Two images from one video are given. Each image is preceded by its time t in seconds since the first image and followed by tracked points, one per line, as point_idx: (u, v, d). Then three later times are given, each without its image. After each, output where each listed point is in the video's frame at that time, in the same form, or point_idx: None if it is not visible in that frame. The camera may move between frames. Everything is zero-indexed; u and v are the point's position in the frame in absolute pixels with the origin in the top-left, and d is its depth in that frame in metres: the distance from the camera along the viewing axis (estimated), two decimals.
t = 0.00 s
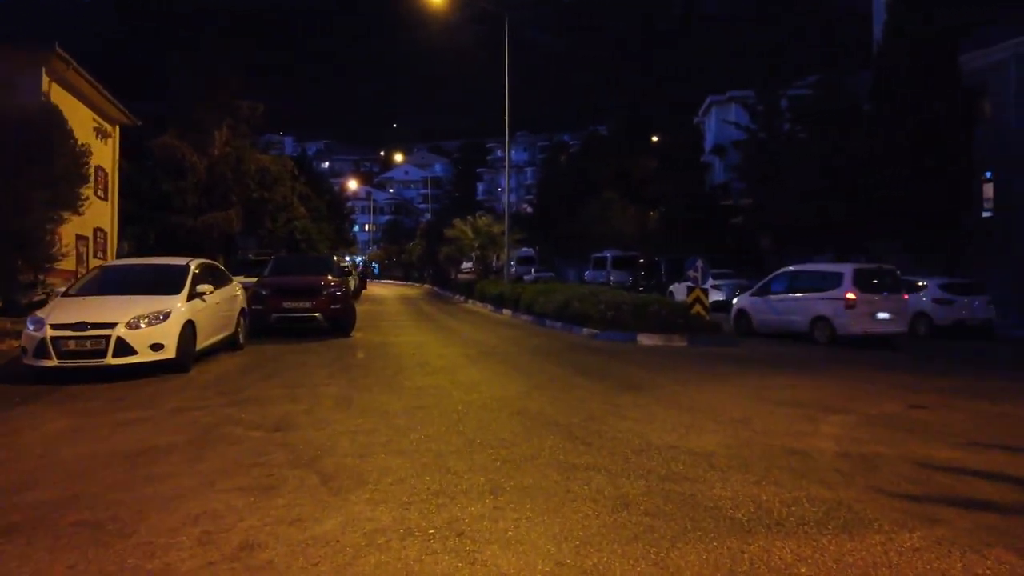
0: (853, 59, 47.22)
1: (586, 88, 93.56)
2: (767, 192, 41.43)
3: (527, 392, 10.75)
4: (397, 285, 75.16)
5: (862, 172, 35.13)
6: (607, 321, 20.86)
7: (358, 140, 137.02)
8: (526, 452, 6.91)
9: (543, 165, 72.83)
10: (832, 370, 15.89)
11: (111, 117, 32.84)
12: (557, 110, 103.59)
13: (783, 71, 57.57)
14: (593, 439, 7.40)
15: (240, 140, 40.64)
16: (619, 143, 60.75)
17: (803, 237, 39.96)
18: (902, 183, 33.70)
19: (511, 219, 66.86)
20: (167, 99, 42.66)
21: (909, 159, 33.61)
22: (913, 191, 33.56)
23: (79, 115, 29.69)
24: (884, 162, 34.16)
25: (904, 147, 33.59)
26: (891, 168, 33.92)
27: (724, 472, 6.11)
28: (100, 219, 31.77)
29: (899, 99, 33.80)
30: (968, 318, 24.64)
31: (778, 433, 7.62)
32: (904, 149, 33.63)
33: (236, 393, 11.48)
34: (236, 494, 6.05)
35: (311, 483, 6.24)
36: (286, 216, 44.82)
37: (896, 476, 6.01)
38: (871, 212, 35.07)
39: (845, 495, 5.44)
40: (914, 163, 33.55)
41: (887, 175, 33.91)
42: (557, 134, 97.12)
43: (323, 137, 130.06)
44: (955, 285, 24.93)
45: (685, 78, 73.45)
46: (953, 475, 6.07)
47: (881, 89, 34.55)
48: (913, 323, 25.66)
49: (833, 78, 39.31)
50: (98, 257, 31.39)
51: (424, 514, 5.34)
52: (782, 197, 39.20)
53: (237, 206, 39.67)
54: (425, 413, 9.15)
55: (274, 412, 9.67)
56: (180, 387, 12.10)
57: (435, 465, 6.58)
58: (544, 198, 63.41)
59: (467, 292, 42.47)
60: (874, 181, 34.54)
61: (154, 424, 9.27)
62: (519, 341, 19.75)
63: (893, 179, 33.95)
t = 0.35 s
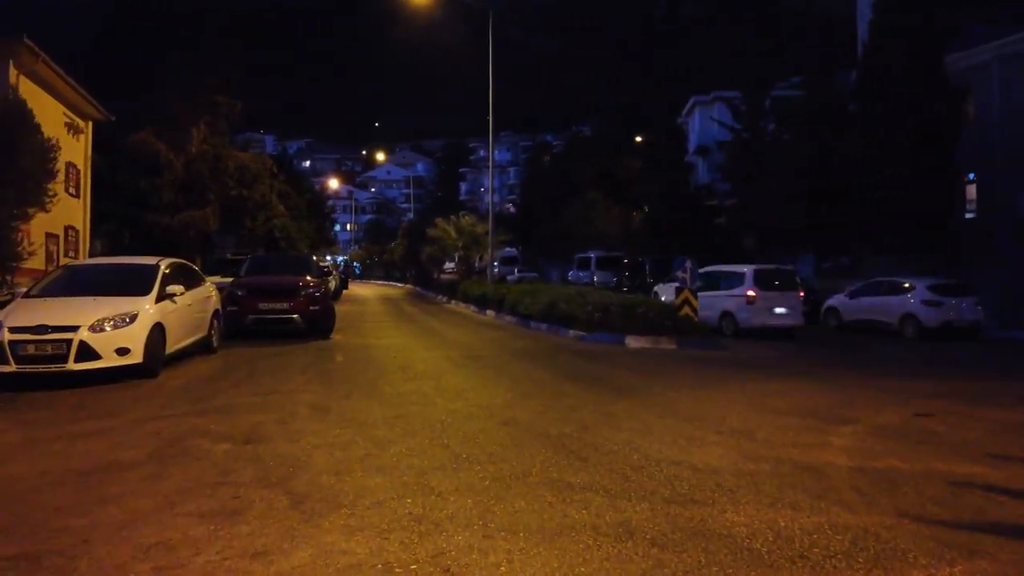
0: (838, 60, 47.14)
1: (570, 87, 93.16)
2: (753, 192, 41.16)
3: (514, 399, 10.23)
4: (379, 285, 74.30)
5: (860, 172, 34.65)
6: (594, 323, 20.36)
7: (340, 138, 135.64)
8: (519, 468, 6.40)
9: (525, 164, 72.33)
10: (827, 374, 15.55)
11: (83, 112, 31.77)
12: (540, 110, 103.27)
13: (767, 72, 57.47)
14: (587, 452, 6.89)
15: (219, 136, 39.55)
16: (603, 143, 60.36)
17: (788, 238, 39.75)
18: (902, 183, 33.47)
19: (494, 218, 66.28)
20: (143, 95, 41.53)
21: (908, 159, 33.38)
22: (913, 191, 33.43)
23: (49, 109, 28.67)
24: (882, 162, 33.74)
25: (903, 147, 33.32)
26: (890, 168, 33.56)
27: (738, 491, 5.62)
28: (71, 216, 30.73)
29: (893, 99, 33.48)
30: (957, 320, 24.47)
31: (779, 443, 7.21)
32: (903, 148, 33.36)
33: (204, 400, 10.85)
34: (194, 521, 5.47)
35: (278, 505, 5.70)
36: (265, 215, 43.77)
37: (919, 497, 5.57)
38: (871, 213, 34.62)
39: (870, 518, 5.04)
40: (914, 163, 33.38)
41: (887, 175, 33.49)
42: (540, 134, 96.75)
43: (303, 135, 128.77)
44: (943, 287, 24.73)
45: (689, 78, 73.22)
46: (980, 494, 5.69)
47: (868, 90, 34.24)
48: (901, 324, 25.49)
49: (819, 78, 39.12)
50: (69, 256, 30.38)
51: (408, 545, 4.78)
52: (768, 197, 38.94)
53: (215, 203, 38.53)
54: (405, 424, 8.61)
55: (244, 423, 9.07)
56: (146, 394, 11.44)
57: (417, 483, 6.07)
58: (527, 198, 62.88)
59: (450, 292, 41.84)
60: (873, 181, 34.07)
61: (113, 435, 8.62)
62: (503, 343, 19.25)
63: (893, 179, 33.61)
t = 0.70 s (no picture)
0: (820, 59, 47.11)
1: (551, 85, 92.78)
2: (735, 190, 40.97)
3: (496, 401, 9.74)
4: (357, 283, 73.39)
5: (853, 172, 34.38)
6: (578, 322, 19.89)
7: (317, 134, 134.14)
8: (510, 478, 5.90)
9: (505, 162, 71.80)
10: (819, 374, 15.17)
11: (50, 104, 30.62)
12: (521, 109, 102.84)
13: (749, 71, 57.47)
14: (580, 460, 6.41)
15: (193, 130, 38.53)
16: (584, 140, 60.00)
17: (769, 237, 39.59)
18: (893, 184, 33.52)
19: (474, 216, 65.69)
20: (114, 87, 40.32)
21: (902, 160, 33.45)
22: (907, 191, 33.54)
23: (14, 99, 27.54)
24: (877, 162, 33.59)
25: (897, 147, 33.35)
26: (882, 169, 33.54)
27: (748, 504, 5.16)
28: (36, 211, 29.62)
29: (887, 98, 33.27)
30: (942, 318, 24.33)
31: (779, 448, 6.82)
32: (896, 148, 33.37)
33: (171, 403, 10.20)
34: (147, 544, 4.89)
35: (242, 524, 5.14)
36: (240, 211, 43.46)
37: (938, 509, 5.17)
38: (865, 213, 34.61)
39: (894, 536, 4.63)
40: (908, 162, 33.53)
41: (882, 175, 33.40)
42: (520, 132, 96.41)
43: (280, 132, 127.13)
44: (928, 285, 24.60)
45: (682, 79, 73.37)
46: (1004, 503, 5.31)
47: (847, 87, 34.04)
48: (886, 322, 25.29)
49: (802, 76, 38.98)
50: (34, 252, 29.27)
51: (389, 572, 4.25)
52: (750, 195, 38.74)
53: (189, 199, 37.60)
54: (384, 429, 8.07)
55: (209, 428, 8.45)
56: (108, 396, 10.77)
57: (397, 497, 5.51)
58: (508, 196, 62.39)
59: (430, 290, 41.21)
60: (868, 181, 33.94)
61: (66, 443, 7.97)
62: (485, 342, 18.73)
63: (888, 179, 33.54)
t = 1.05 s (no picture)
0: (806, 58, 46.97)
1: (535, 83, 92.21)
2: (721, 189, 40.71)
3: (487, 411, 9.24)
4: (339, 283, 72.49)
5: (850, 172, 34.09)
6: (568, 324, 19.38)
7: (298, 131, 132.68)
8: (513, 503, 5.37)
9: (488, 161, 71.25)
10: (816, 379, 14.81)
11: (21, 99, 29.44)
12: (505, 107, 102.27)
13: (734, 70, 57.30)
14: (588, 482, 5.89)
15: (170, 126, 37.58)
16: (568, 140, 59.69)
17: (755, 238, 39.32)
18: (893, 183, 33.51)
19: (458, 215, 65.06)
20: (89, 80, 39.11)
21: (903, 161, 33.46)
22: (907, 191, 33.49)
23: None
24: (877, 161, 33.49)
25: (897, 148, 33.38)
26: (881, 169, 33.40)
27: (777, 534, 4.69)
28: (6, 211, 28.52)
29: (888, 99, 33.01)
30: (932, 319, 24.12)
31: (793, 466, 6.38)
32: (896, 148, 33.35)
33: (140, 414, 9.58)
34: None
35: (212, 562, 4.58)
36: (219, 209, 42.75)
37: (989, 537, 4.71)
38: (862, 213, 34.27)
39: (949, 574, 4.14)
40: (909, 163, 33.57)
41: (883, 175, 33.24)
42: (504, 131, 95.83)
43: (260, 130, 125.53)
44: (918, 285, 24.41)
45: (665, 77, 72.93)
46: None
47: (837, 86, 33.73)
48: (876, 323, 25.01)
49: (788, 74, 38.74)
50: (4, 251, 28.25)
51: None
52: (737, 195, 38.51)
53: (166, 197, 36.64)
54: (372, 443, 7.52)
55: (182, 442, 7.88)
56: (73, 405, 10.14)
57: (388, 528, 4.96)
58: (492, 195, 61.80)
59: (414, 290, 40.59)
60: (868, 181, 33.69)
61: (25, 459, 7.37)
62: (472, 346, 18.22)
63: (887, 179, 33.46)
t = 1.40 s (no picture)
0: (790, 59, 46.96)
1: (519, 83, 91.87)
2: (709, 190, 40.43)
3: (482, 420, 8.75)
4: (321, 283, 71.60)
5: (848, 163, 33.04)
6: (560, 326, 18.90)
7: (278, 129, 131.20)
8: (523, 532, 4.86)
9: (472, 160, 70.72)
10: (818, 384, 14.44)
11: None
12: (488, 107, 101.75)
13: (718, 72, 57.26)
14: (601, 504, 5.40)
15: (148, 122, 36.55)
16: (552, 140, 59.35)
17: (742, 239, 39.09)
18: (890, 179, 33.01)
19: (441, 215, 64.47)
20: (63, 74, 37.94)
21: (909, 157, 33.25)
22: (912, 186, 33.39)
23: None
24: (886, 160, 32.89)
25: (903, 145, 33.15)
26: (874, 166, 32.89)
27: (819, 567, 4.25)
28: None
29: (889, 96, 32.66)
30: (924, 322, 23.91)
31: (818, 480, 5.94)
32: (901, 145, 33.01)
33: (111, 426, 8.96)
34: None
35: None
36: (198, 207, 41.85)
37: None
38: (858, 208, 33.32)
39: None
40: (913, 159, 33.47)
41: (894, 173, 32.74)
42: (487, 131, 95.36)
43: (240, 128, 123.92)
44: (910, 287, 24.23)
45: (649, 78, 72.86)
46: None
47: (825, 88, 33.54)
48: (868, 326, 24.79)
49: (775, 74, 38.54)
50: None
51: None
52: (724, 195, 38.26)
53: (143, 195, 35.62)
54: (362, 459, 6.98)
55: (154, 457, 7.30)
56: (37, 415, 9.50)
57: (386, 563, 4.45)
58: (476, 195, 61.27)
59: (398, 291, 39.98)
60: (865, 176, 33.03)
61: None
62: (461, 349, 17.71)
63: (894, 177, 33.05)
